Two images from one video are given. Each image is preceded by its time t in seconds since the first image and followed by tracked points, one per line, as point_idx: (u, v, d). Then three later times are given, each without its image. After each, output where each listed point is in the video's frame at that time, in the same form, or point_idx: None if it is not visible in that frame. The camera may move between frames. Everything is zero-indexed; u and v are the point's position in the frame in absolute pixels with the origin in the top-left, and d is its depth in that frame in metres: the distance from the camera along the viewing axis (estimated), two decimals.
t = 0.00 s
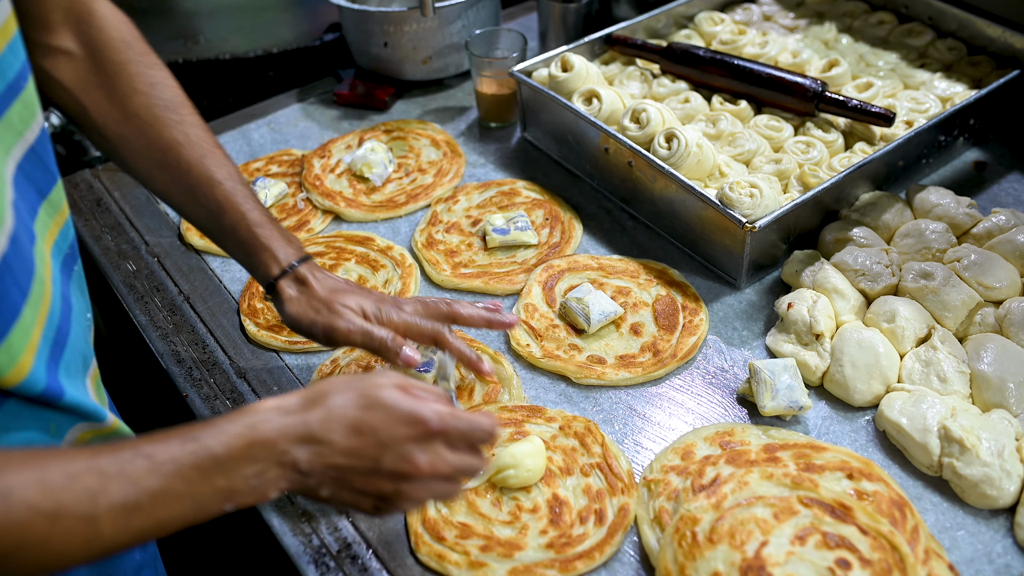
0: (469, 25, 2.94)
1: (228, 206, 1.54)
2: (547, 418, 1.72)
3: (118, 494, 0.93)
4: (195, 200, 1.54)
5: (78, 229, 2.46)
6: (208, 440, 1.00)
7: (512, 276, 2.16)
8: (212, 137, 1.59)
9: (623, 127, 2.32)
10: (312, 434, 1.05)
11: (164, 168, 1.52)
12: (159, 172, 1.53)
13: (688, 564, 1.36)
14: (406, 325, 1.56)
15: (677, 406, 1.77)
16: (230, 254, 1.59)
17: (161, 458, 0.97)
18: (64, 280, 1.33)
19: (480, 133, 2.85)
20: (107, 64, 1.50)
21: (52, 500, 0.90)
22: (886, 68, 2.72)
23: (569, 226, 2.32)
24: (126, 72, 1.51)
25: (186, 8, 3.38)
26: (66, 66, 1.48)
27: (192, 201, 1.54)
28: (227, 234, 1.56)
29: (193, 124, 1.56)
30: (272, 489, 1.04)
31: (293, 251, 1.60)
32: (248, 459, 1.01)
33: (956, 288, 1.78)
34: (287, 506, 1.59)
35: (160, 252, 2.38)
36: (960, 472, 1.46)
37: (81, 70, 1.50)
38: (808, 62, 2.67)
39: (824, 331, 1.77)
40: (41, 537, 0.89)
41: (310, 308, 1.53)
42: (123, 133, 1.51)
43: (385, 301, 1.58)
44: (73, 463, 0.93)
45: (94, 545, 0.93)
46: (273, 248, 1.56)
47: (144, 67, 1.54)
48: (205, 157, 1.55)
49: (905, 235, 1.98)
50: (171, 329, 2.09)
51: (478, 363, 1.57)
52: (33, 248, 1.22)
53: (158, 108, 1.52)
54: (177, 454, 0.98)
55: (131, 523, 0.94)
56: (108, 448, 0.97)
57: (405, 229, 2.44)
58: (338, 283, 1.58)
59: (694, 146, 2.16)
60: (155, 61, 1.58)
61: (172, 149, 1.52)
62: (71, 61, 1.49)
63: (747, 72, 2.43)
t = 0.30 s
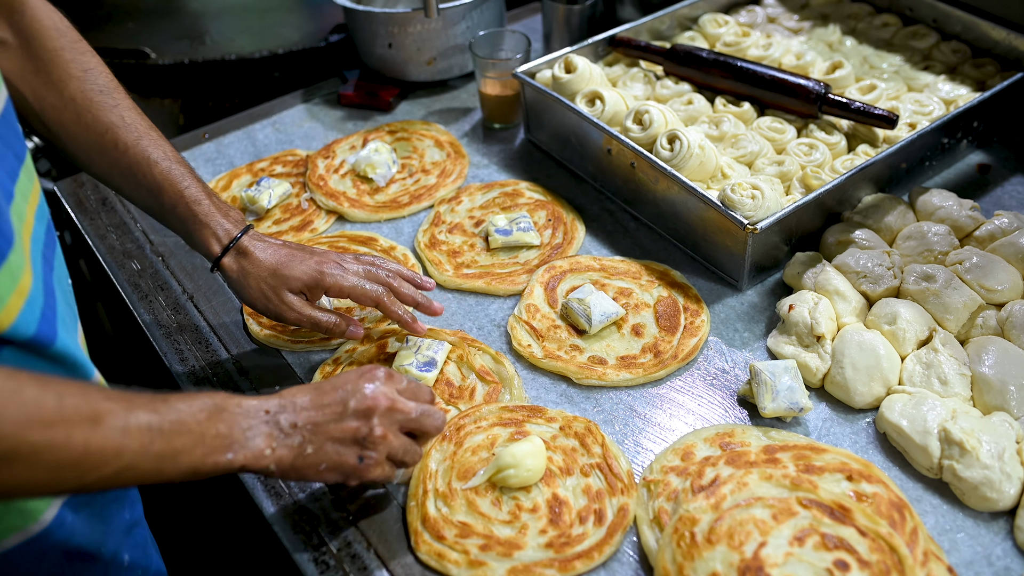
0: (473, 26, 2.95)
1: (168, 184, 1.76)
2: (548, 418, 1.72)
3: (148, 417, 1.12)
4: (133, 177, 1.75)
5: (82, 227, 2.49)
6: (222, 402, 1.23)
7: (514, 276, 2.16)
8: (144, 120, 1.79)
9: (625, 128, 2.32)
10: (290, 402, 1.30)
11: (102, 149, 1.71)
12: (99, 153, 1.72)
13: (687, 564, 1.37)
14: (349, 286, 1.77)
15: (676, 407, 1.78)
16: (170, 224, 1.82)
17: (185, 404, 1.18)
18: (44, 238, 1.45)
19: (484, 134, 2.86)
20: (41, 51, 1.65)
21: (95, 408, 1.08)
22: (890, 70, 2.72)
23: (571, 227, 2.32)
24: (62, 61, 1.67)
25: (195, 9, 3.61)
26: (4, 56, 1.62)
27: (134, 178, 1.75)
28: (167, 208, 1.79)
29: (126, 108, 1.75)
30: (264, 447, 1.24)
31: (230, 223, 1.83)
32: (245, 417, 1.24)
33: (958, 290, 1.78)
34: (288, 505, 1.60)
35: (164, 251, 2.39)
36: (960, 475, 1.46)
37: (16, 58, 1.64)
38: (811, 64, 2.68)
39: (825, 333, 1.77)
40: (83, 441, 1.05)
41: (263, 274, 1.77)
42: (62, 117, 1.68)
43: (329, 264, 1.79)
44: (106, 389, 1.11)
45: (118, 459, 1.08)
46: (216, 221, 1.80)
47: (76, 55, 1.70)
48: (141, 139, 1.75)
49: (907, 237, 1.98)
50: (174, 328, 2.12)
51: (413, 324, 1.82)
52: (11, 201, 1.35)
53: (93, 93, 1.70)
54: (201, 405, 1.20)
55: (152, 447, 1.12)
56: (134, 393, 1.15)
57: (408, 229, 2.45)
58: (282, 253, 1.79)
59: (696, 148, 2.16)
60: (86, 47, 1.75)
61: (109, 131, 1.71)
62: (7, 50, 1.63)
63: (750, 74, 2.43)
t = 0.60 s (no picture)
0: (478, 29, 2.96)
1: (232, 191, 1.74)
2: (549, 418, 1.73)
3: (72, 351, 1.09)
4: (199, 182, 1.75)
5: (89, 227, 2.50)
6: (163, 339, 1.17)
7: (516, 277, 2.18)
8: (212, 122, 1.79)
9: (628, 130, 2.34)
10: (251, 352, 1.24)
11: (169, 154, 1.73)
12: (166, 158, 1.74)
13: (686, 563, 1.37)
14: (403, 304, 1.66)
15: (676, 407, 1.79)
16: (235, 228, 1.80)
17: (120, 336, 1.14)
18: None
19: (488, 136, 2.88)
20: (110, 57, 1.73)
21: (12, 334, 1.05)
22: (892, 74, 2.72)
23: (573, 229, 2.33)
24: (128, 66, 1.73)
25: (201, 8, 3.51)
26: (69, 58, 1.73)
27: (199, 183, 1.75)
28: (232, 215, 1.77)
29: (192, 113, 1.76)
30: (206, 401, 1.23)
31: (297, 230, 1.77)
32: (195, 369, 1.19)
33: (958, 292, 1.78)
34: (290, 502, 1.62)
35: (170, 252, 2.42)
36: (959, 475, 1.47)
37: (82, 61, 1.74)
38: (814, 67, 2.69)
39: (826, 334, 1.77)
40: None
41: (317, 286, 1.69)
42: (128, 122, 1.73)
43: (383, 278, 1.68)
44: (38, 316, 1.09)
45: (39, 390, 1.07)
46: (279, 228, 1.74)
47: (143, 58, 1.76)
48: (206, 145, 1.74)
49: (908, 239, 1.98)
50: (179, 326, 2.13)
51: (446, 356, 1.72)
52: None
53: (160, 98, 1.73)
54: (132, 339, 1.15)
55: (77, 383, 1.10)
56: (69, 318, 1.13)
57: (411, 231, 2.46)
58: (339, 262, 1.70)
59: (699, 150, 2.17)
60: (153, 52, 1.79)
61: (175, 136, 1.72)
62: (75, 53, 1.73)
63: (753, 77, 2.44)
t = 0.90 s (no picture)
0: (481, 33, 2.98)
1: (241, 190, 1.75)
2: (549, 419, 1.74)
3: (88, 333, 1.14)
4: (207, 181, 1.76)
5: (94, 229, 2.53)
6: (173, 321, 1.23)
7: (518, 279, 2.19)
8: (222, 122, 1.79)
9: (630, 134, 2.35)
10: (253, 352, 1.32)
11: (178, 154, 1.75)
12: (175, 158, 1.76)
13: (685, 563, 1.38)
14: (404, 306, 1.68)
15: (676, 409, 1.79)
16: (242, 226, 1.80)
17: (133, 321, 1.19)
18: None
19: (490, 139, 2.90)
20: (121, 59, 1.76)
21: (34, 314, 1.10)
22: (893, 78, 2.73)
23: (575, 232, 2.35)
24: (140, 68, 1.76)
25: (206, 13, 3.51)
26: (83, 60, 1.78)
27: (208, 182, 1.76)
28: (241, 214, 1.77)
29: (202, 113, 1.77)
30: (211, 384, 1.31)
31: (304, 232, 1.76)
32: (202, 355, 1.26)
33: (957, 295, 1.79)
34: (291, 502, 1.63)
35: (174, 254, 2.44)
36: (957, 477, 1.47)
37: (95, 62, 1.79)
38: (815, 71, 2.70)
39: (826, 337, 1.78)
40: (16, 344, 1.08)
41: (320, 284, 1.71)
42: (140, 122, 1.76)
43: (386, 279, 1.70)
44: (58, 297, 1.14)
45: (56, 368, 1.12)
46: (286, 228, 1.75)
47: (154, 59, 1.78)
48: (216, 145, 1.75)
49: (908, 243, 1.99)
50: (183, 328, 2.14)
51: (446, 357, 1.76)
52: None
53: (170, 98, 1.75)
54: (145, 325, 1.20)
55: (92, 363, 1.15)
56: (87, 301, 1.18)
57: (413, 233, 2.48)
58: (341, 261, 1.72)
59: (699, 153, 2.18)
60: (166, 53, 1.81)
61: (184, 136, 1.74)
62: (92, 56, 1.78)
63: (754, 81, 2.46)
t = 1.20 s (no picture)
0: (483, 37, 3.00)
1: (228, 148, 1.74)
2: (550, 420, 1.75)
3: (109, 404, 1.05)
4: (193, 144, 1.73)
5: (98, 230, 2.55)
6: (191, 373, 1.12)
7: (519, 281, 2.20)
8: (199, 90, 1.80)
9: (631, 136, 2.36)
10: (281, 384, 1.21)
11: (161, 120, 1.72)
12: (157, 124, 1.72)
13: (685, 563, 1.39)
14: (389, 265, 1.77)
15: (677, 411, 1.80)
16: (228, 188, 1.77)
17: (150, 382, 1.09)
18: (65, 241, 1.50)
19: (493, 142, 2.91)
20: (99, 37, 1.70)
21: (48, 394, 1.00)
22: (894, 82, 2.74)
23: (577, 234, 2.35)
24: (117, 42, 1.72)
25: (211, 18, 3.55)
26: (62, 44, 1.67)
27: (193, 146, 1.73)
28: (228, 173, 1.76)
29: (181, 81, 1.77)
30: (238, 423, 1.21)
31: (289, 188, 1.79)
32: (226, 400, 1.15)
33: (957, 298, 1.79)
34: (293, 502, 1.64)
35: (177, 255, 2.45)
36: (957, 479, 1.48)
37: (77, 46, 1.69)
38: (816, 75, 2.71)
39: (826, 338, 1.78)
40: (34, 430, 1.00)
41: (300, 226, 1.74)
42: (118, 94, 1.71)
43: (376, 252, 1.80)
44: (71, 370, 1.04)
45: (81, 444, 1.04)
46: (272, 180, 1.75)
47: (132, 37, 1.76)
48: (198, 107, 1.74)
49: (909, 246, 2.00)
50: (184, 329, 2.16)
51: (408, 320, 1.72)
52: (31, 192, 1.39)
53: (149, 68, 1.73)
54: (163, 381, 1.10)
55: (116, 433, 1.06)
56: (98, 365, 1.08)
57: (416, 235, 2.49)
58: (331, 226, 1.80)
59: (700, 156, 2.19)
60: (139, 31, 1.80)
61: (166, 102, 1.72)
62: (67, 39, 1.68)
63: (755, 85, 2.47)
